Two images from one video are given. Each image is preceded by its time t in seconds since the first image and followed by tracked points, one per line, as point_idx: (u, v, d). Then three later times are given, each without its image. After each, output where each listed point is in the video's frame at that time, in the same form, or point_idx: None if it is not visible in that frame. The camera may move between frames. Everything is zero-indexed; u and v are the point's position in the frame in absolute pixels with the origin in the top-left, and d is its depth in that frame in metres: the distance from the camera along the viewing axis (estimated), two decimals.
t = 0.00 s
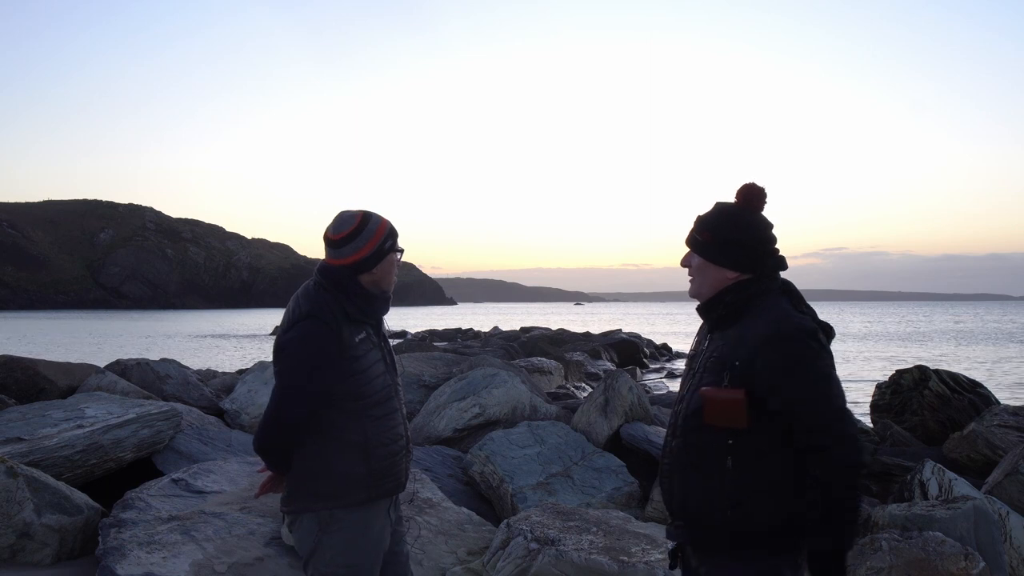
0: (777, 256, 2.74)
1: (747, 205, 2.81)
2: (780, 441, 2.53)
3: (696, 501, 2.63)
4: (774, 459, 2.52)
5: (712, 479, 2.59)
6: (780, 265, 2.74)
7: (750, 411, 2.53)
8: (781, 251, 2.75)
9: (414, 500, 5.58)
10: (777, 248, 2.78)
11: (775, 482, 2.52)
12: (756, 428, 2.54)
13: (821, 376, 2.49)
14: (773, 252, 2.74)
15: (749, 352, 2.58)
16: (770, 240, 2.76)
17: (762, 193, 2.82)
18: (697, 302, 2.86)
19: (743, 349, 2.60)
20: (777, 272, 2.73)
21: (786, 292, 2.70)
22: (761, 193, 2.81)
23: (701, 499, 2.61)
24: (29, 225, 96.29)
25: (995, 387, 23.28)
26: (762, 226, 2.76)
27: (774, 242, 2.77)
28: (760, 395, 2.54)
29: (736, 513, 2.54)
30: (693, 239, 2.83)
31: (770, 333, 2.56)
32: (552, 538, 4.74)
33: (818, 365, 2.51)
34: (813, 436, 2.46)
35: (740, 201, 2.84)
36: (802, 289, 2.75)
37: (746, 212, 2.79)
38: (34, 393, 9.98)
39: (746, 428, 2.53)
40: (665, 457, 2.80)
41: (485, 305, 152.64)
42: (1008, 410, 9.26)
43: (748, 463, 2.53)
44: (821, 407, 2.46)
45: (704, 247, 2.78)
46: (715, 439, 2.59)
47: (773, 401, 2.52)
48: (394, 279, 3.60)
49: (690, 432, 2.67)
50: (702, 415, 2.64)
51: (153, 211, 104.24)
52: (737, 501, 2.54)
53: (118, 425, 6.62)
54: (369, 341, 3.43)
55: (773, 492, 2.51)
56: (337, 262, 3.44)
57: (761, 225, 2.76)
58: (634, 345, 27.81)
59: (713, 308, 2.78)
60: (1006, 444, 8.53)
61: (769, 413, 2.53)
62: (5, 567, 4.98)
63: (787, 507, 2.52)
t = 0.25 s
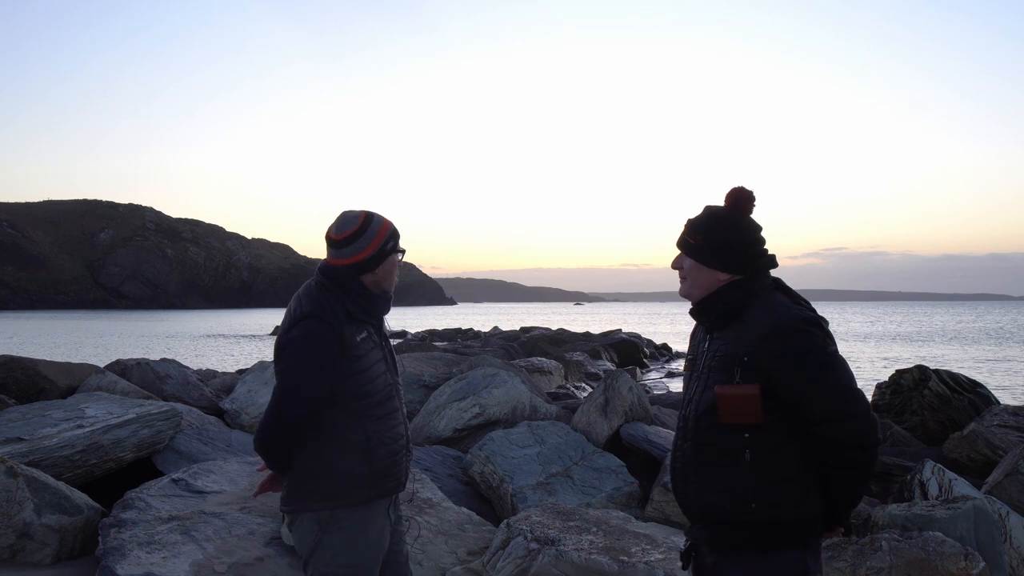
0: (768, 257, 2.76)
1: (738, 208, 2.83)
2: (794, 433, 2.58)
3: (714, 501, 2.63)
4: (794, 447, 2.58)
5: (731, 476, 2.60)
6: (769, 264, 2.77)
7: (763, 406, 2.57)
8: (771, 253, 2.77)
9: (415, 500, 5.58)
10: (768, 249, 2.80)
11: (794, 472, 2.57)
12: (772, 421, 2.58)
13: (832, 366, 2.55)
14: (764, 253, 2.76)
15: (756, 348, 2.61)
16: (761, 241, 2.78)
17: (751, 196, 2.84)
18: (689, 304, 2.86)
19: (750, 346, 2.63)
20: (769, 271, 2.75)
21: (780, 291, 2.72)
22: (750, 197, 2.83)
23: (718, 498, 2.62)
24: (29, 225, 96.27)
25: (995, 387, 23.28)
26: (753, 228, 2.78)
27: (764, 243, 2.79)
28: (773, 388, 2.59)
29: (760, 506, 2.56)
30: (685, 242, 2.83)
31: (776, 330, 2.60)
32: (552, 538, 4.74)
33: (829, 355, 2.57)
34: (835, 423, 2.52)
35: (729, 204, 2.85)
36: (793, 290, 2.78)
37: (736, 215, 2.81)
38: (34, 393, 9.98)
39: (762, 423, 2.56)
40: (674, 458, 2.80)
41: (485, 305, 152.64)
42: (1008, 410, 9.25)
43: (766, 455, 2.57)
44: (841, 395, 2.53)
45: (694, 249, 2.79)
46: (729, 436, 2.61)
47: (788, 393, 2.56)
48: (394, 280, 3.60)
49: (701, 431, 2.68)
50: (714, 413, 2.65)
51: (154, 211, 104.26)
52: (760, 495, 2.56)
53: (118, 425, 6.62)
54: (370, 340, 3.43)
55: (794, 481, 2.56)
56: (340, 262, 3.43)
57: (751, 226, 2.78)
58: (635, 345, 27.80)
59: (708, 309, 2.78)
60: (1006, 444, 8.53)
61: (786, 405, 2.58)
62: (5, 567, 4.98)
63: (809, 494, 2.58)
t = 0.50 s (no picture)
0: (768, 257, 2.76)
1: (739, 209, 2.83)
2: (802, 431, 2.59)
3: (721, 500, 2.63)
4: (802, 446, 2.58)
5: (740, 476, 2.60)
6: (769, 265, 2.77)
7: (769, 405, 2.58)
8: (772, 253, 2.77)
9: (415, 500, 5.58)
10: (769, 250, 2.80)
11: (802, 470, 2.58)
12: (779, 420, 2.59)
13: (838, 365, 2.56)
14: (764, 254, 2.76)
15: (761, 348, 2.61)
16: (761, 242, 2.78)
17: (750, 197, 2.84)
18: (691, 305, 2.85)
19: (754, 346, 2.63)
20: (769, 271, 2.75)
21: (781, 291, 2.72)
22: (750, 198, 2.83)
23: (726, 497, 2.62)
24: (29, 225, 96.28)
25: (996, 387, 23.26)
26: (754, 229, 2.78)
27: (764, 244, 2.79)
28: (779, 388, 2.59)
29: (770, 505, 2.56)
30: (686, 243, 2.82)
31: (781, 330, 2.59)
32: (552, 538, 4.74)
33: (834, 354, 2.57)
34: (843, 420, 2.52)
35: (729, 206, 2.85)
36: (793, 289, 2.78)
37: (738, 216, 2.81)
38: (34, 393, 9.98)
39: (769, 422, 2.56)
40: (679, 460, 2.80)
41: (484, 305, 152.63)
42: (1008, 410, 9.22)
43: (774, 455, 2.57)
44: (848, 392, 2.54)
45: (695, 251, 2.78)
46: (736, 436, 2.61)
47: (795, 392, 2.57)
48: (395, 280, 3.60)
49: (707, 432, 2.68)
50: (720, 414, 2.65)
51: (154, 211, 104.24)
52: (770, 494, 2.56)
53: (118, 425, 6.62)
54: (372, 340, 3.43)
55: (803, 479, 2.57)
56: (343, 262, 3.43)
57: (751, 227, 2.78)
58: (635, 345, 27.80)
59: (711, 310, 2.77)
60: (1006, 444, 8.53)
61: (792, 404, 2.59)
62: (5, 567, 4.98)
63: (818, 492, 2.58)
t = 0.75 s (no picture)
0: (783, 257, 2.75)
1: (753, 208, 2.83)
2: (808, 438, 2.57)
3: (725, 503, 2.64)
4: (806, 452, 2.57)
5: (743, 479, 2.60)
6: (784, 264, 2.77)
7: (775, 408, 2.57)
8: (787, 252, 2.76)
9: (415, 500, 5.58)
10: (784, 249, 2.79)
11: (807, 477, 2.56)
12: (785, 425, 2.58)
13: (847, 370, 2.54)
14: (778, 254, 2.75)
15: (770, 350, 2.61)
16: (776, 242, 2.78)
17: (766, 196, 2.85)
18: (703, 304, 2.85)
19: (763, 348, 2.63)
20: (783, 271, 2.75)
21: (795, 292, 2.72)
22: (766, 196, 2.83)
23: (729, 499, 2.63)
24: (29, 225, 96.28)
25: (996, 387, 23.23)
26: (767, 228, 2.78)
27: (778, 243, 2.78)
28: (785, 391, 2.59)
29: (773, 510, 2.56)
30: (698, 241, 2.82)
31: (791, 331, 2.59)
32: (552, 538, 4.74)
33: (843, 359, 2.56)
34: (848, 427, 2.51)
35: (744, 204, 2.86)
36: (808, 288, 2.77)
37: (752, 214, 2.81)
38: (34, 393, 9.99)
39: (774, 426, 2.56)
40: (685, 459, 2.81)
41: (484, 305, 152.62)
42: (1008, 410, 9.19)
43: (778, 459, 2.57)
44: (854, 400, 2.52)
45: (709, 249, 2.78)
46: (741, 439, 2.61)
47: (801, 397, 2.56)
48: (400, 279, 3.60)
49: (712, 432, 2.68)
50: (725, 414, 2.66)
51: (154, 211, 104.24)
52: (773, 499, 2.56)
53: (118, 425, 6.62)
54: (378, 340, 3.43)
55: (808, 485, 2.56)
56: (349, 262, 3.43)
57: (765, 226, 2.78)
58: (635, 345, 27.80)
59: (724, 309, 2.77)
60: (1006, 444, 8.53)
61: (799, 409, 2.58)
62: (5, 567, 4.98)
63: (821, 499, 2.58)
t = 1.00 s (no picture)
0: (797, 257, 2.74)
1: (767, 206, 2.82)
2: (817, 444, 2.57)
3: (731, 507, 2.64)
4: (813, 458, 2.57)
5: (749, 484, 2.60)
6: (798, 265, 2.76)
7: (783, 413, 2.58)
8: (801, 253, 2.75)
9: (415, 500, 5.58)
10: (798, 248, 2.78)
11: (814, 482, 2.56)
12: (792, 430, 2.58)
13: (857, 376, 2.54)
14: (793, 253, 2.74)
15: (780, 353, 2.62)
16: (790, 241, 2.77)
17: (781, 193, 2.83)
18: (716, 303, 2.86)
19: (773, 351, 2.63)
20: (799, 271, 2.75)
21: (808, 293, 2.72)
22: (780, 194, 2.82)
23: (735, 503, 2.63)
24: (29, 225, 96.27)
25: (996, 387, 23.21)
26: (782, 227, 2.78)
27: (793, 243, 2.78)
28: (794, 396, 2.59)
29: (778, 516, 2.57)
30: (711, 239, 2.83)
31: (801, 334, 2.59)
32: (552, 538, 4.74)
33: (853, 364, 2.55)
34: (857, 434, 2.51)
35: (760, 202, 2.85)
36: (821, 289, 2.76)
37: (765, 214, 2.80)
38: (34, 393, 9.99)
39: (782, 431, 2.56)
40: (692, 462, 2.82)
41: (484, 305, 152.62)
42: (1007, 410, 9.20)
43: (784, 465, 2.57)
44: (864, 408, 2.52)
45: (721, 248, 2.79)
46: (749, 443, 2.61)
47: (810, 402, 2.56)
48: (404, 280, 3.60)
49: (719, 435, 2.69)
50: (732, 417, 2.67)
51: (154, 211, 104.24)
52: (779, 505, 2.56)
53: (118, 425, 6.62)
54: (382, 340, 3.43)
55: (815, 491, 2.56)
56: (354, 261, 3.43)
57: (779, 225, 2.77)
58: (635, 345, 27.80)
59: (737, 310, 2.77)
60: (1006, 444, 8.53)
61: (808, 414, 2.58)
62: (5, 567, 4.99)
63: (827, 504, 2.57)
